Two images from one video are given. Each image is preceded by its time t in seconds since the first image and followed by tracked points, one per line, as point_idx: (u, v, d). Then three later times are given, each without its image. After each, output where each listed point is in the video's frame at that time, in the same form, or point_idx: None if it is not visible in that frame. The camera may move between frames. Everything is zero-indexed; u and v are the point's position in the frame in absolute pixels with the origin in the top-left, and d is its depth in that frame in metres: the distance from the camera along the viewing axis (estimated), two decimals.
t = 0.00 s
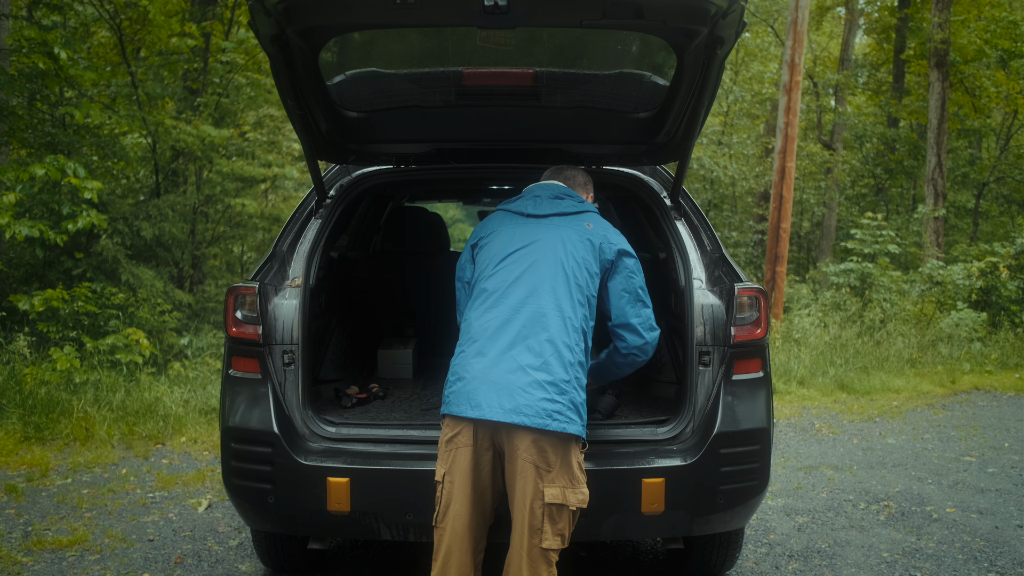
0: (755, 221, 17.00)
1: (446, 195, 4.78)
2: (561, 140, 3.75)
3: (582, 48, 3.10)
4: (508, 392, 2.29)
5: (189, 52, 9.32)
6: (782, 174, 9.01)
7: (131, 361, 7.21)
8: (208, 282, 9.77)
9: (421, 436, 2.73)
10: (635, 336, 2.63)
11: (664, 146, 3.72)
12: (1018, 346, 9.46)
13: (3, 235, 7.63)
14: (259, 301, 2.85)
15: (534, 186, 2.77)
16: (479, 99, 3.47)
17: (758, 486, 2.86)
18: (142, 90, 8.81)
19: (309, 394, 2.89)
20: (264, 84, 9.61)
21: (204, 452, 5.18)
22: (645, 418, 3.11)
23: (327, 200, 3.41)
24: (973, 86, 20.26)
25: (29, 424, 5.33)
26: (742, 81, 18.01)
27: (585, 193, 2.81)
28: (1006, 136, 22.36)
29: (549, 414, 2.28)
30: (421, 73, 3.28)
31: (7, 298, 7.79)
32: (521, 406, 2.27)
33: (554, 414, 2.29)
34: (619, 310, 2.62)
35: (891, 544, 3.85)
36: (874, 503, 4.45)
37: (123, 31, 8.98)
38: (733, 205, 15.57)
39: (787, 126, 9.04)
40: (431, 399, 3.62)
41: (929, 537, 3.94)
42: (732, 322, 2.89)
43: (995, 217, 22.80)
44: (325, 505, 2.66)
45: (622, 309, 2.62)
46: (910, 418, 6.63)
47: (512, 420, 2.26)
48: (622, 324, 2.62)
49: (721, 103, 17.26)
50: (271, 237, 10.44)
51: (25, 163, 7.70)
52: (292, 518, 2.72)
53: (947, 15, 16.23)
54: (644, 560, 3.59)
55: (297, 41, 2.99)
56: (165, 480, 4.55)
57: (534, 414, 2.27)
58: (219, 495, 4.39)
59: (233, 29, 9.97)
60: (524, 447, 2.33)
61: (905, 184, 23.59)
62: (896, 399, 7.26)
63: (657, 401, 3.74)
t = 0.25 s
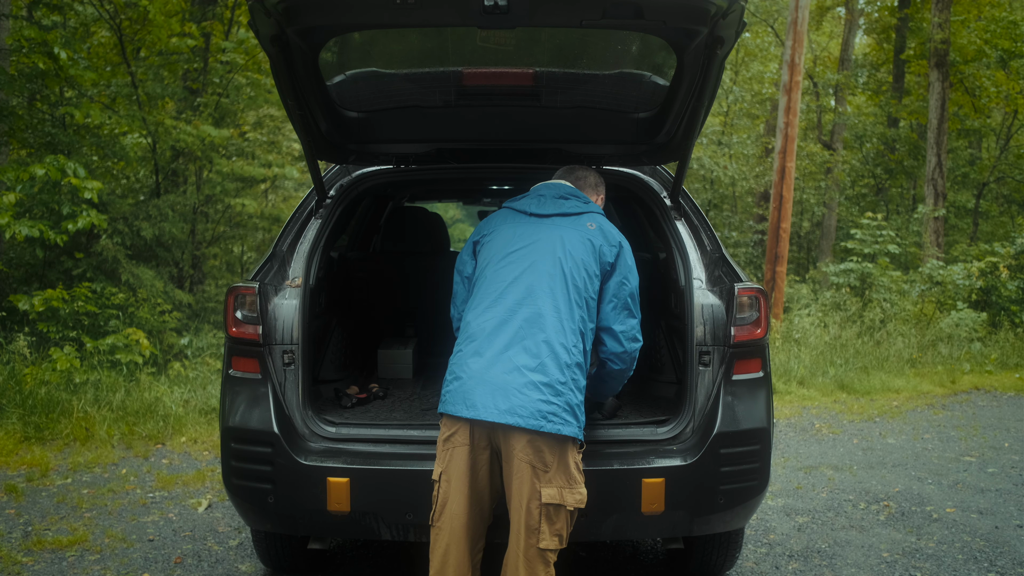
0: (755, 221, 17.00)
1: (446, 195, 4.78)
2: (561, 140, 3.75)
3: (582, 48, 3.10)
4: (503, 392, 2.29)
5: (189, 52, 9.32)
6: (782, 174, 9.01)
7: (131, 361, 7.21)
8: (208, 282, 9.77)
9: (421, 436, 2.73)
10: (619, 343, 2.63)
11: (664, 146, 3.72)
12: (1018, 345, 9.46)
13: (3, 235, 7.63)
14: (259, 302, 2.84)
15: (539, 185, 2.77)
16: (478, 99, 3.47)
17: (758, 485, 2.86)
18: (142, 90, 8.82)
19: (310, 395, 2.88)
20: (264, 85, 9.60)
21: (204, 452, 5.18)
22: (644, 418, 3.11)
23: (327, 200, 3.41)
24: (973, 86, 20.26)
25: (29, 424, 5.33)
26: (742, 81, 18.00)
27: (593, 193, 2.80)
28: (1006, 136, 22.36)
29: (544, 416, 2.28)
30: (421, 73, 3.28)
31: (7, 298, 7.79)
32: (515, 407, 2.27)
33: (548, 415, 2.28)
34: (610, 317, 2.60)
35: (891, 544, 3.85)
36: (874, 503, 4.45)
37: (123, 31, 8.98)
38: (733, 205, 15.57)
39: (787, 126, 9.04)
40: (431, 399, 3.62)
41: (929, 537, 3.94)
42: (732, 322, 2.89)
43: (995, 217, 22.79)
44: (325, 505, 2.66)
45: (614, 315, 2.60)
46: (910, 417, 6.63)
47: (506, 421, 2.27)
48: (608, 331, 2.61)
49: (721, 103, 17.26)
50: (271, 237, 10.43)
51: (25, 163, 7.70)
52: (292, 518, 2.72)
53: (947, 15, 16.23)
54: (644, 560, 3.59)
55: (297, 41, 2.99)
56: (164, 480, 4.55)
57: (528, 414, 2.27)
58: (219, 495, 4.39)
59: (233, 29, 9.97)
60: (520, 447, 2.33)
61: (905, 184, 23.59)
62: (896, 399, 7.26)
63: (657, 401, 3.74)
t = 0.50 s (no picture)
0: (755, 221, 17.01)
1: (446, 195, 4.78)
2: (561, 140, 3.75)
3: (582, 48, 3.10)
4: (505, 397, 2.28)
5: (189, 52, 9.32)
6: (782, 174, 9.01)
7: (131, 361, 7.21)
8: (208, 282, 9.77)
9: (421, 436, 2.73)
10: (614, 345, 2.66)
11: (664, 146, 3.72)
12: (1018, 346, 9.46)
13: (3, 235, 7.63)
14: (259, 302, 2.84)
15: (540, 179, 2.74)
16: (479, 100, 3.47)
17: (758, 486, 2.86)
18: (142, 90, 8.82)
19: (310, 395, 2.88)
20: (264, 85, 9.60)
21: (204, 452, 5.18)
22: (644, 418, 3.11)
23: (327, 200, 3.40)
24: (973, 86, 20.26)
25: (29, 424, 5.33)
26: (742, 81, 18.00)
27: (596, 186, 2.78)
28: (1006, 136, 22.36)
29: (545, 422, 2.28)
30: (421, 73, 3.29)
31: (7, 298, 7.79)
32: (518, 412, 2.27)
33: (550, 419, 2.29)
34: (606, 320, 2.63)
35: (891, 544, 3.85)
36: (874, 503, 4.45)
37: (123, 32, 8.98)
38: (733, 205, 15.57)
39: (787, 126, 9.04)
40: (431, 399, 3.62)
41: (929, 537, 3.94)
42: (732, 321, 2.89)
43: (995, 217, 22.78)
44: (325, 505, 2.66)
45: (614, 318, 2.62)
46: (910, 417, 6.63)
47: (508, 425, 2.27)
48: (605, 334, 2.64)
49: (721, 103, 17.26)
50: (271, 237, 10.43)
51: (25, 163, 7.70)
52: (292, 519, 2.72)
53: (947, 15, 16.23)
54: (644, 560, 3.59)
55: (297, 41, 2.99)
56: (165, 480, 4.55)
57: (530, 419, 2.27)
58: (219, 495, 4.39)
59: (233, 29, 9.97)
60: (522, 449, 2.33)
61: (905, 184, 23.58)
62: (896, 399, 7.26)
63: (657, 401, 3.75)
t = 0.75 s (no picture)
0: (755, 221, 17.01)
1: (446, 194, 4.78)
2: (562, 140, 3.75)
3: (582, 48, 3.11)
4: (505, 401, 2.28)
5: (189, 52, 9.32)
6: (782, 174, 9.02)
7: (131, 361, 7.21)
8: (208, 282, 9.77)
9: (421, 436, 2.73)
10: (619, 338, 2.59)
11: (664, 146, 3.72)
12: (1018, 346, 9.46)
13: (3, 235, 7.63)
14: (259, 301, 2.84)
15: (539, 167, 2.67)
16: (479, 100, 3.47)
17: (758, 486, 2.86)
18: (142, 90, 8.83)
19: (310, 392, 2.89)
20: (264, 85, 9.61)
21: (204, 452, 5.18)
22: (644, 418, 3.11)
23: (327, 200, 3.40)
24: (973, 86, 20.26)
25: (29, 424, 5.33)
26: (742, 81, 18.01)
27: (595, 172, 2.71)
28: (1006, 136, 22.36)
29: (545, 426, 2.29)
30: (421, 73, 3.29)
31: (7, 298, 7.79)
32: (518, 417, 2.27)
33: (551, 422, 2.30)
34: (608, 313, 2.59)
35: (891, 544, 3.85)
36: (874, 503, 4.45)
37: (123, 31, 8.98)
38: (733, 205, 15.57)
39: (787, 126, 9.04)
40: (431, 399, 3.62)
41: (929, 537, 3.94)
42: (732, 321, 2.89)
43: (995, 218, 22.78)
44: (325, 505, 2.66)
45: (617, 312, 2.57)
46: (910, 418, 6.63)
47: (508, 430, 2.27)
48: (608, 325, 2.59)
49: (721, 103, 17.26)
50: (271, 237, 10.43)
51: (24, 164, 7.70)
52: (292, 518, 2.72)
53: (947, 15, 16.23)
54: (644, 560, 3.59)
55: (297, 41, 2.99)
56: (165, 480, 4.55)
57: (531, 422, 2.28)
58: (219, 495, 4.39)
59: (233, 29, 9.97)
60: (522, 452, 2.34)
61: (905, 184, 23.57)
62: (896, 399, 7.26)
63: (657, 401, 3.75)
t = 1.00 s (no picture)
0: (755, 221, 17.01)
1: (446, 194, 4.78)
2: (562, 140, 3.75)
3: (582, 48, 3.11)
4: (488, 406, 2.27)
5: (189, 52, 9.32)
6: (782, 174, 9.01)
7: (131, 361, 7.21)
8: (208, 282, 9.76)
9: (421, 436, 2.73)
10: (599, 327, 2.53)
11: (664, 146, 3.72)
12: (1018, 346, 9.45)
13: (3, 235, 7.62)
14: (259, 301, 2.84)
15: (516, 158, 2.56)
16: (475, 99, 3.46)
17: (758, 486, 2.86)
18: (142, 90, 8.82)
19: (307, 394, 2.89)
20: (264, 84, 9.60)
21: (203, 452, 5.18)
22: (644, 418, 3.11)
23: (327, 200, 3.40)
24: (973, 86, 20.26)
25: (29, 424, 5.33)
26: (742, 81, 18.00)
27: (578, 158, 2.58)
28: (1006, 136, 22.36)
29: (529, 430, 2.28)
30: (421, 74, 3.29)
31: (7, 298, 7.79)
32: (502, 422, 2.26)
33: (536, 425, 2.29)
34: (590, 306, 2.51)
35: (891, 544, 3.85)
36: (874, 503, 4.45)
37: (123, 31, 8.98)
38: (733, 205, 15.57)
39: (786, 126, 9.04)
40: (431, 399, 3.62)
41: (929, 537, 3.94)
42: (732, 322, 2.89)
43: (995, 217, 22.77)
44: (325, 505, 2.66)
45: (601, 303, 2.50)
46: (910, 417, 6.63)
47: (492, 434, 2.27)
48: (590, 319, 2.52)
49: (721, 103, 17.26)
50: (271, 237, 10.43)
51: (24, 164, 7.71)
52: (292, 519, 2.72)
53: (947, 15, 16.23)
54: (644, 560, 3.59)
55: (297, 41, 2.99)
56: (165, 480, 4.55)
57: (515, 427, 2.27)
58: (220, 495, 4.39)
59: (233, 29, 9.97)
60: (507, 455, 2.33)
61: (905, 184, 23.56)
62: (896, 399, 7.26)
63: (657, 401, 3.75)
